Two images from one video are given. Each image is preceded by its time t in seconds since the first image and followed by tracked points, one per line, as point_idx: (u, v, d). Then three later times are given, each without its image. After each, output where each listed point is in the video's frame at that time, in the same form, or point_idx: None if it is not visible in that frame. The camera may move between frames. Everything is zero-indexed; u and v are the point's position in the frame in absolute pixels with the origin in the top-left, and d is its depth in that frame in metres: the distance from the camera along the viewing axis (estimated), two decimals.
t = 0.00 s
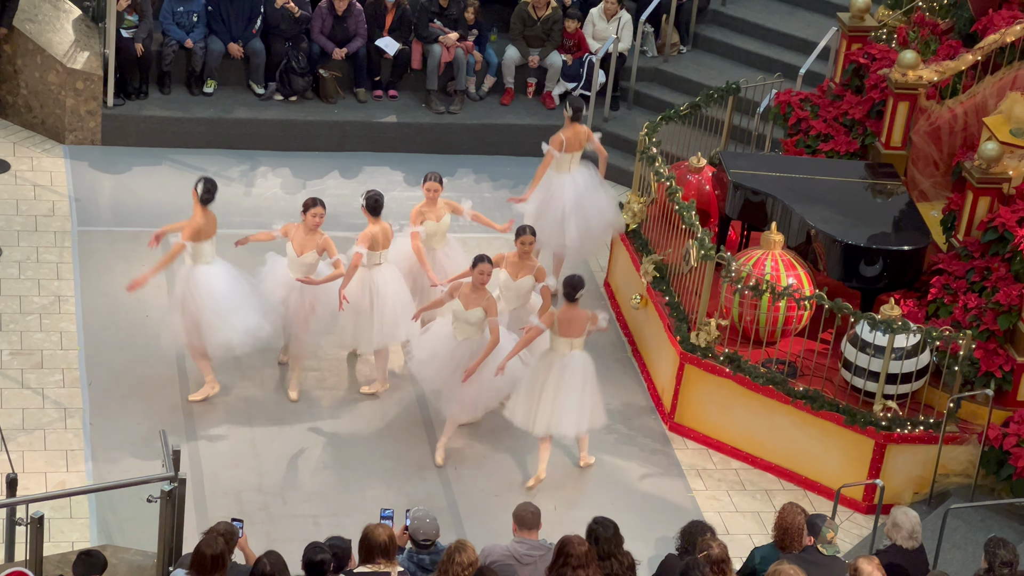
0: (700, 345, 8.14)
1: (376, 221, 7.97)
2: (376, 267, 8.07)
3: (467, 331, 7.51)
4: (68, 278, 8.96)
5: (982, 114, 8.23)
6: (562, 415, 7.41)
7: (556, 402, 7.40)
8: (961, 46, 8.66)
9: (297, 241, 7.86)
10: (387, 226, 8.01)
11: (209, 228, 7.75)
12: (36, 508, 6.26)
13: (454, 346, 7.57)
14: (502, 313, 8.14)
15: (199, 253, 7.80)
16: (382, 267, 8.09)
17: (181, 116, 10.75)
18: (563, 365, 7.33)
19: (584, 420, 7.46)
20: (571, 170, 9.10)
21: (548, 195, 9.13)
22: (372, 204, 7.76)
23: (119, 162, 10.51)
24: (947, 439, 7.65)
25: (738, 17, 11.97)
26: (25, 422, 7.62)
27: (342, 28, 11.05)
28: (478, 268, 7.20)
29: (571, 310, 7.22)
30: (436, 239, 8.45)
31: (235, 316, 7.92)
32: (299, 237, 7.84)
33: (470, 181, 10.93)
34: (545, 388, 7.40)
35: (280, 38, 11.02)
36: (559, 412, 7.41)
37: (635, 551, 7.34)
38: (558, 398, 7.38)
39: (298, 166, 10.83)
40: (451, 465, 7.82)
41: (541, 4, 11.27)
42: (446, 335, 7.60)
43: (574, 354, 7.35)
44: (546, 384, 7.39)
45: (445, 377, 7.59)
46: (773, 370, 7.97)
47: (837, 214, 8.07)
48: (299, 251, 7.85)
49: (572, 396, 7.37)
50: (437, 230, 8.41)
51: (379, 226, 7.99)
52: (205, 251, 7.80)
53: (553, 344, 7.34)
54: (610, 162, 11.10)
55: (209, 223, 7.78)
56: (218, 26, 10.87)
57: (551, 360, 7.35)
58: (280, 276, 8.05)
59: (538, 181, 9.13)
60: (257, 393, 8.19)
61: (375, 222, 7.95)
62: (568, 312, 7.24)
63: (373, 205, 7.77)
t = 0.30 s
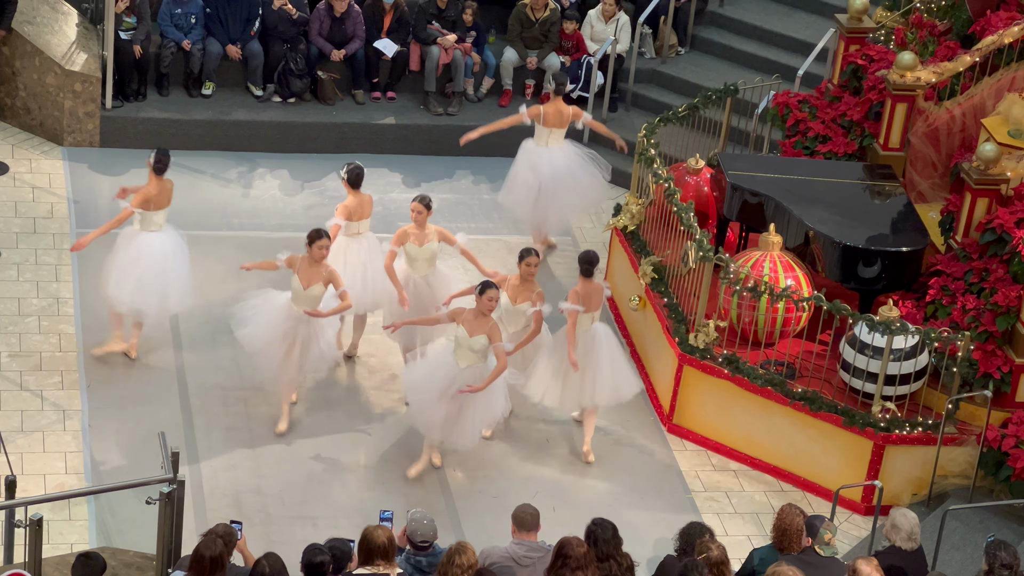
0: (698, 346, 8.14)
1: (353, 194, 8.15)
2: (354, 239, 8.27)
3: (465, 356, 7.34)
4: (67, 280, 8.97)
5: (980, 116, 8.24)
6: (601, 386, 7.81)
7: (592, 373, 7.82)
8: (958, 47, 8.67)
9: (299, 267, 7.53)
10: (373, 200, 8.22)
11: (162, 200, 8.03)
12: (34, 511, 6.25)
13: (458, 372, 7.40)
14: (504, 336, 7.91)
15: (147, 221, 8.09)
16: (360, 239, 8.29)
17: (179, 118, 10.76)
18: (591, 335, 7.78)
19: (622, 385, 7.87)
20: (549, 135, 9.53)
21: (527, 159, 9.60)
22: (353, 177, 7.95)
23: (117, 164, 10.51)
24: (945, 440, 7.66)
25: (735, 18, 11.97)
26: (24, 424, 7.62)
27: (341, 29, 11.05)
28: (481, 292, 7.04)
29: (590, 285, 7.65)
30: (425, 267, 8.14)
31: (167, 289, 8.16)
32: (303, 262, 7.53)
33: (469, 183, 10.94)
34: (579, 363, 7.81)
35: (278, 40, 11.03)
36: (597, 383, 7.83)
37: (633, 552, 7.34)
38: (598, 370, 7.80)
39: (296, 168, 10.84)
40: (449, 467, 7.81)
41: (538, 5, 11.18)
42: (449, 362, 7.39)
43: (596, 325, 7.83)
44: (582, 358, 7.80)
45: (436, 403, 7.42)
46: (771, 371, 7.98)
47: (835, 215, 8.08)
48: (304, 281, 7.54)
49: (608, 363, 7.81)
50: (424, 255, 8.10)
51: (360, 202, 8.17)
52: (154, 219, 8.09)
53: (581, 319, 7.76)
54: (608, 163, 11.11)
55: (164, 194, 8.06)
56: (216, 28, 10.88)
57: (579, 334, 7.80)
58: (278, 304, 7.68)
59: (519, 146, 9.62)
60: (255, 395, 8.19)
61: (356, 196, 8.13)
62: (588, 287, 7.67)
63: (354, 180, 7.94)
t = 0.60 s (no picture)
0: (698, 349, 8.14)
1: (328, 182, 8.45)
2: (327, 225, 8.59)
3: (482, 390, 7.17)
4: (67, 284, 8.97)
5: (980, 118, 8.24)
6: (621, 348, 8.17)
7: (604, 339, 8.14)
8: (958, 50, 8.63)
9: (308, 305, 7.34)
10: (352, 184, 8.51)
11: (120, 167, 8.43)
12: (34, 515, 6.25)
13: (480, 408, 7.21)
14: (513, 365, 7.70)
15: (104, 183, 8.50)
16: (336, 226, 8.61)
17: (179, 122, 10.77)
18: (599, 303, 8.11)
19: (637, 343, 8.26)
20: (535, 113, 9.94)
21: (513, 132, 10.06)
22: (328, 166, 8.20)
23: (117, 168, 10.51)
24: (945, 443, 7.66)
25: (735, 21, 11.97)
26: (24, 428, 7.62)
27: (341, 33, 11.07)
28: (503, 329, 6.89)
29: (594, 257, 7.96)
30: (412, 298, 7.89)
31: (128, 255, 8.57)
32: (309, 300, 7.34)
33: (469, 186, 10.94)
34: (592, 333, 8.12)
35: (278, 43, 11.04)
36: (612, 348, 8.18)
37: (633, 556, 7.34)
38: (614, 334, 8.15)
39: (296, 171, 10.83)
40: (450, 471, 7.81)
41: (538, 9, 11.27)
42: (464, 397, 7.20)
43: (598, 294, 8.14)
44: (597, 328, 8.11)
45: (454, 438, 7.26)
46: (771, 374, 7.98)
47: (835, 217, 8.09)
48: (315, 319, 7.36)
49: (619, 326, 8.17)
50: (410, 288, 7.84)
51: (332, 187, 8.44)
52: (111, 184, 8.48)
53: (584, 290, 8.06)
54: (609, 167, 11.10)
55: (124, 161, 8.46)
56: (216, 31, 10.89)
57: (585, 306, 8.10)
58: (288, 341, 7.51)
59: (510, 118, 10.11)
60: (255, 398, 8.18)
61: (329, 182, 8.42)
62: (590, 258, 7.96)
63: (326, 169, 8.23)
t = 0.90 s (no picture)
0: (701, 353, 8.14)
1: (314, 142, 8.82)
2: (311, 180, 9.00)
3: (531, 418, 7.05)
4: (70, 288, 8.97)
5: (982, 122, 8.25)
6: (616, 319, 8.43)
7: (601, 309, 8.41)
8: (960, 54, 8.59)
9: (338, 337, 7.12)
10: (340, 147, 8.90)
11: (103, 140, 8.61)
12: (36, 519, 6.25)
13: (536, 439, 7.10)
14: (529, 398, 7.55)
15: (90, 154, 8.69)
16: (317, 182, 9.01)
17: (181, 125, 10.77)
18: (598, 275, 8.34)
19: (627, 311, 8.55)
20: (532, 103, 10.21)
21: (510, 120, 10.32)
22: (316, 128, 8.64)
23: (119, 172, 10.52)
24: (948, 447, 7.67)
25: (736, 24, 11.96)
26: (27, 432, 7.62)
27: (342, 37, 11.07)
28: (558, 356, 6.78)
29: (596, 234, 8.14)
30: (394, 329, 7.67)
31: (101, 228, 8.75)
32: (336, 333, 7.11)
33: (471, 190, 10.94)
34: (590, 302, 8.37)
35: (280, 47, 11.06)
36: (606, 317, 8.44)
37: (636, 561, 7.33)
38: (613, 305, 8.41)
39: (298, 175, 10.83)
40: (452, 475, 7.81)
41: (541, 12, 11.27)
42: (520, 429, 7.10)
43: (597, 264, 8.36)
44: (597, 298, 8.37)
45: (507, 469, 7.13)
46: (774, 378, 7.97)
47: (836, 221, 8.08)
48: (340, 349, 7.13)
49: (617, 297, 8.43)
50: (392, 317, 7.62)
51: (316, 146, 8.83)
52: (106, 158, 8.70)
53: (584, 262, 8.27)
54: (611, 171, 11.10)
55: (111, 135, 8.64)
56: (218, 36, 10.91)
57: (584, 276, 8.32)
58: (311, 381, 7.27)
59: (505, 104, 10.35)
60: (258, 403, 8.18)
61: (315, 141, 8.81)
62: (591, 232, 8.14)
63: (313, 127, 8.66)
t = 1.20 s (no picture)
0: (704, 358, 8.13)
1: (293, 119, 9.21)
2: (291, 156, 9.39)
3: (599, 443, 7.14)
4: (73, 292, 8.98)
5: (985, 127, 8.30)
6: (594, 297, 8.68)
7: (584, 287, 8.67)
8: (963, 58, 8.62)
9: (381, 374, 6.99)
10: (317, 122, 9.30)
11: (94, 113, 8.99)
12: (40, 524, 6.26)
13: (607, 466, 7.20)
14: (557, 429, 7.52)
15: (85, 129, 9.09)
16: (297, 157, 9.40)
17: (184, 130, 10.78)
18: (581, 254, 8.60)
19: (612, 287, 8.79)
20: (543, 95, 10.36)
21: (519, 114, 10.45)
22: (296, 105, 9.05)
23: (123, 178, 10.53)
24: (951, 452, 7.65)
25: (739, 29, 11.98)
26: (30, 437, 7.61)
27: (345, 42, 11.10)
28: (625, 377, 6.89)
29: (575, 212, 8.45)
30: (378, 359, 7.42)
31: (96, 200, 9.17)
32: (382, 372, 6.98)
33: (474, 195, 10.94)
34: (573, 281, 8.64)
35: (283, 52, 11.08)
36: (587, 295, 8.69)
37: (639, 566, 7.33)
38: (592, 281, 8.65)
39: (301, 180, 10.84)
40: (456, 480, 7.80)
41: (544, 17, 10.95)
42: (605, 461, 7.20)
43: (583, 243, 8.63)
44: (575, 272, 8.62)
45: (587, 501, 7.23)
46: (777, 383, 7.97)
47: (840, 226, 8.08)
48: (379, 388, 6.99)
49: (600, 273, 8.68)
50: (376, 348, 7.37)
51: (294, 123, 9.23)
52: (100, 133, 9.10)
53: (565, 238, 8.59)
54: (614, 176, 11.10)
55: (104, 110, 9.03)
56: (221, 40, 10.93)
57: (568, 253, 8.60)
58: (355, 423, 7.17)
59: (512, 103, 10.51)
60: (261, 407, 8.18)
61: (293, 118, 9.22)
62: (578, 210, 8.46)
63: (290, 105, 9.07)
